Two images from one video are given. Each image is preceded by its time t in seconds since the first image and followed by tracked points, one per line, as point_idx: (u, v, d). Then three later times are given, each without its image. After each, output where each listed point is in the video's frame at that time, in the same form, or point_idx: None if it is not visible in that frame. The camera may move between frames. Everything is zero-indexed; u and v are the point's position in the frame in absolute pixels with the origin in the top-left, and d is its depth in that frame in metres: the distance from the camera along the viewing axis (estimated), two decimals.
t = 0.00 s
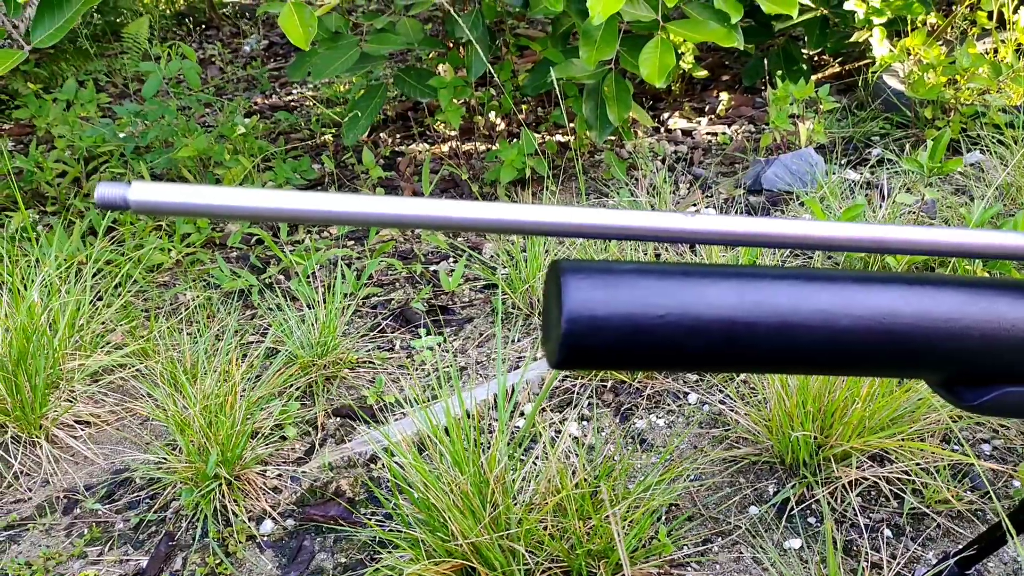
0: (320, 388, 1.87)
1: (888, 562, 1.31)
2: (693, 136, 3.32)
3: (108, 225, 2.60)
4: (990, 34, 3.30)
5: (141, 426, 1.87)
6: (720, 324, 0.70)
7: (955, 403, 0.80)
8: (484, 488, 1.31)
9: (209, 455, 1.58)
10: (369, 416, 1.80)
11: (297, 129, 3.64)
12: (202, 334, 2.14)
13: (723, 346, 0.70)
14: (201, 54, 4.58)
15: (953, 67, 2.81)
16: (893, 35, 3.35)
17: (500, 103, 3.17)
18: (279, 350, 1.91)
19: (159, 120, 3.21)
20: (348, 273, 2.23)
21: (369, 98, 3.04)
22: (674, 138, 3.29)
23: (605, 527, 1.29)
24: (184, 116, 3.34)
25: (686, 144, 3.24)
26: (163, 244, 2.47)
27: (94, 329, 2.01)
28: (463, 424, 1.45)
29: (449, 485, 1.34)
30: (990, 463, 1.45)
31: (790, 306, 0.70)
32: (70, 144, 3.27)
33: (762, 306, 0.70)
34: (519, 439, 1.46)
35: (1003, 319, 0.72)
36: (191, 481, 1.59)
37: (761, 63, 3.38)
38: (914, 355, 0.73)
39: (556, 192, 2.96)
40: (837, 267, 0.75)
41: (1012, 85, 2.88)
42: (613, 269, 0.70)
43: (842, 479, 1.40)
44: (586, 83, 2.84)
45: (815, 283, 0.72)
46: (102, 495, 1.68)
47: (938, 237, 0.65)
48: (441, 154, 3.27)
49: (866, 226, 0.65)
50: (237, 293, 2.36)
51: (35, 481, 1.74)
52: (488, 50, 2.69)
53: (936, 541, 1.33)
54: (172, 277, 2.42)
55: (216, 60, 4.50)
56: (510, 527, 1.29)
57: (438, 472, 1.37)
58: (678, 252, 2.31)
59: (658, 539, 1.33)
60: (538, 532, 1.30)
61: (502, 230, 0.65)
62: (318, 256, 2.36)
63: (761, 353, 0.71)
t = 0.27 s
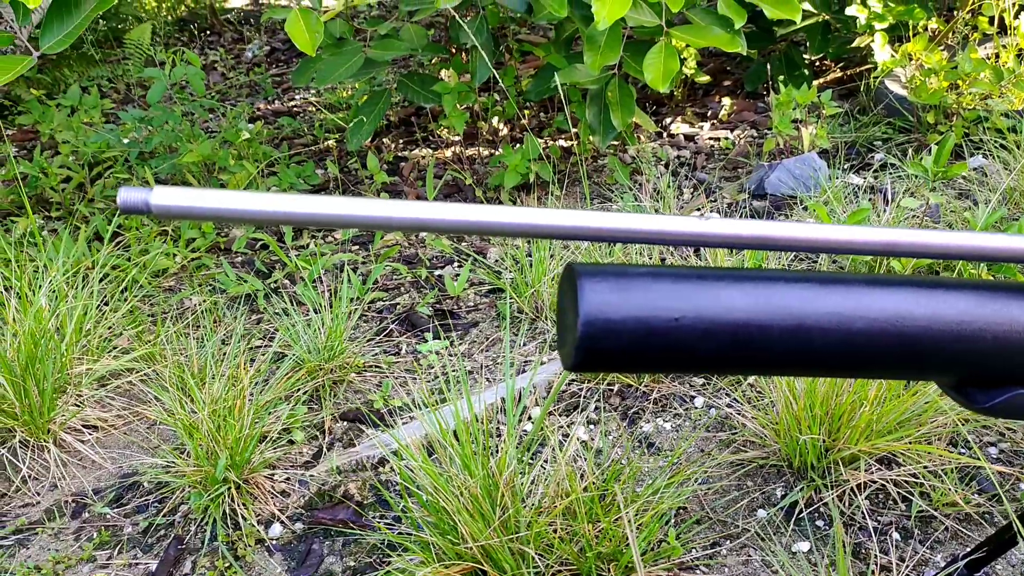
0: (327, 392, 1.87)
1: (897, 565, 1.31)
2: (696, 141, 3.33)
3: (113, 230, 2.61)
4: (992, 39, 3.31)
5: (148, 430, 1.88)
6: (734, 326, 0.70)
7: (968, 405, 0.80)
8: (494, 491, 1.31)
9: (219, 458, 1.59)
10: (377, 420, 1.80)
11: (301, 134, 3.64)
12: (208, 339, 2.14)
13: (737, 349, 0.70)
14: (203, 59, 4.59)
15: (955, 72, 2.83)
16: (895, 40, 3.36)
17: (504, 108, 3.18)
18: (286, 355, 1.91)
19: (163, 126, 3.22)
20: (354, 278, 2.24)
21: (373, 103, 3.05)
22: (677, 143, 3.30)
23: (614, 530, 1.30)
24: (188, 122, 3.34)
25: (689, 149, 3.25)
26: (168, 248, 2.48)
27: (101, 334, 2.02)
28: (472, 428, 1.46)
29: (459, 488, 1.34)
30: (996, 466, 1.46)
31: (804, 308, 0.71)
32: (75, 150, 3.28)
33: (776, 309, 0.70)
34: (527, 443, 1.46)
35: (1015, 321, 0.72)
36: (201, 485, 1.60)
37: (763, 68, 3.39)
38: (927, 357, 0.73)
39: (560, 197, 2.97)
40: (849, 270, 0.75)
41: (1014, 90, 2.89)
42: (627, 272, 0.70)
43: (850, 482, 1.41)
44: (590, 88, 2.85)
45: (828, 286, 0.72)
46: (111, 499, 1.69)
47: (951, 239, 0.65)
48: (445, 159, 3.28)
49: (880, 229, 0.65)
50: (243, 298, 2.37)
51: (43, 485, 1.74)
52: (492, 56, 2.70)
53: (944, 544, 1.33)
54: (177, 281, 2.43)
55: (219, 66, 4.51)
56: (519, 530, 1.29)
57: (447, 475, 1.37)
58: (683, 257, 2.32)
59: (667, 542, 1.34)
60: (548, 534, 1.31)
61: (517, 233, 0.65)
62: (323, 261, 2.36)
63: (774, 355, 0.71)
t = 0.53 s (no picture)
0: (333, 396, 1.88)
1: (902, 567, 1.32)
2: (698, 145, 3.34)
3: (118, 234, 2.62)
4: (993, 43, 3.32)
5: (154, 434, 1.89)
6: (745, 330, 0.70)
7: (976, 409, 0.81)
8: (502, 494, 1.32)
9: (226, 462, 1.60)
10: (383, 423, 1.81)
11: (304, 139, 3.65)
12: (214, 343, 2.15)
13: (748, 353, 0.71)
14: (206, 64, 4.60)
15: (957, 76, 2.83)
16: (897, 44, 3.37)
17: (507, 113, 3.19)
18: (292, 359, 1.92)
19: (167, 130, 3.23)
20: (358, 281, 2.25)
21: (377, 108, 3.06)
22: (679, 147, 3.31)
23: (621, 533, 1.30)
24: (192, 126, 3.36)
25: (692, 153, 3.26)
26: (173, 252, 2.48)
27: (107, 338, 2.02)
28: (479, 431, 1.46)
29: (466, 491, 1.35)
30: (1000, 469, 1.46)
31: (814, 313, 0.71)
32: (79, 154, 3.29)
33: (786, 314, 0.71)
34: (534, 446, 1.47)
35: (1021, 325, 0.73)
36: (208, 488, 1.60)
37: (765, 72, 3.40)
38: (934, 361, 0.73)
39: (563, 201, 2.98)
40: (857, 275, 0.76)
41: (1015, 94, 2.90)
42: (639, 277, 0.71)
43: (856, 485, 1.42)
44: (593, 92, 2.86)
45: (837, 290, 0.73)
46: (118, 502, 1.69)
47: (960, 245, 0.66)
48: (448, 163, 3.29)
49: (889, 235, 0.66)
50: (248, 302, 2.38)
51: (50, 488, 1.75)
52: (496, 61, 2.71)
53: (949, 547, 1.34)
54: (182, 285, 2.44)
55: (221, 70, 4.52)
56: (527, 533, 1.30)
57: (455, 478, 1.38)
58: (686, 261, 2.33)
59: (673, 545, 1.34)
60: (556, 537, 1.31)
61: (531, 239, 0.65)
62: (328, 265, 2.37)
63: (784, 359, 0.72)
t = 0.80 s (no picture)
0: (338, 400, 1.89)
1: (907, 569, 1.33)
2: (699, 149, 3.35)
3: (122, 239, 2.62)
4: (992, 48, 3.34)
5: (161, 437, 1.89)
6: (754, 334, 0.71)
7: (981, 412, 0.81)
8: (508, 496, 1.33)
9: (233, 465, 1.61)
10: (388, 427, 1.82)
11: (306, 143, 3.66)
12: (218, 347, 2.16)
13: (758, 356, 0.72)
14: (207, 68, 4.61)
15: (957, 81, 2.85)
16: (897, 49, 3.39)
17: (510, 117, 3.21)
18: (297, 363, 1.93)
19: (170, 135, 3.24)
20: (363, 285, 2.26)
21: (380, 112, 3.07)
22: (680, 151, 3.33)
23: (627, 535, 1.31)
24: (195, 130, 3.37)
25: (693, 157, 3.28)
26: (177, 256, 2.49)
27: (113, 341, 2.03)
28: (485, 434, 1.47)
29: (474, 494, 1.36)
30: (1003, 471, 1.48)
31: (821, 317, 0.72)
32: (82, 158, 3.30)
33: (795, 317, 0.72)
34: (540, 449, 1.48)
35: None
36: (216, 492, 1.61)
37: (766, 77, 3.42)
38: (940, 364, 0.74)
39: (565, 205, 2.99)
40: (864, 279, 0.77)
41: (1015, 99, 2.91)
42: (650, 282, 0.72)
43: (860, 487, 1.43)
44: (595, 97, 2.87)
45: (844, 294, 0.74)
46: (125, 505, 1.70)
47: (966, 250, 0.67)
48: (450, 167, 3.30)
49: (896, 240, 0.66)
50: (252, 306, 2.38)
51: (57, 492, 1.76)
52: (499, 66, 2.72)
53: (953, 548, 1.35)
54: (186, 289, 2.45)
55: (222, 75, 4.53)
56: (534, 535, 1.31)
57: (462, 480, 1.39)
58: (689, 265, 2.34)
59: (679, 547, 1.35)
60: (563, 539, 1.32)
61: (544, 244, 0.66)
62: (333, 269, 2.38)
63: (793, 362, 0.73)
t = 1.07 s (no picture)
0: (341, 402, 1.90)
1: (910, 570, 1.34)
2: (699, 153, 3.36)
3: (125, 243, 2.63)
4: (990, 52, 3.36)
5: (164, 440, 1.89)
6: (761, 334, 0.72)
7: (985, 412, 0.82)
8: (513, 498, 1.34)
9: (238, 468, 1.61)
10: (391, 429, 1.83)
11: (307, 147, 3.67)
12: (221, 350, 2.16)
13: (766, 356, 0.73)
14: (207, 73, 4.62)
15: (956, 85, 2.86)
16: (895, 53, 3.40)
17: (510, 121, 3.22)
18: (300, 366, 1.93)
19: (172, 139, 3.24)
20: (365, 289, 2.26)
21: (380, 117, 3.08)
22: (680, 155, 3.34)
23: (632, 536, 1.32)
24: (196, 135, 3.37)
25: (693, 161, 3.29)
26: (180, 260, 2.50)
27: (116, 345, 2.03)
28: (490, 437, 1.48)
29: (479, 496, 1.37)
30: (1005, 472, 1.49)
31: (828, 317, 0.73)
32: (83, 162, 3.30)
33: (802, 318, 0.73)
34: (544, 451, 1.49)
35: None
36: (220, 494, 1.62)
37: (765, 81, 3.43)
38: (945, 364, 0.75)
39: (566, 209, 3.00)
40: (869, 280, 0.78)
41: (1013, 103, 2.93)
42: (659, 282, 0.72)
43: (863, 489, 1.43)
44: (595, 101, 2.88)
45: (850, 295, 0.74)
46: (129, 508, 1.70)
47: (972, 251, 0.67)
48: (451, 171, 3.31)
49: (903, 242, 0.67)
50: (255, 309, 2.39)
51: (61, 495, 1.76)
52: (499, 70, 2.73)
53: (957, 549, 1.36)
54: (189, 292, 2.45)
55: (223, 79, 4.54)
56: (539, 536, 1.31)
57: (467, 482, 1.39)
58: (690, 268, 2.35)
59: (684, 548, 1.36)
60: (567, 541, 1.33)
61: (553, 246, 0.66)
62: (335, 272, 2.39)
63: (800, 362, 0.74)
